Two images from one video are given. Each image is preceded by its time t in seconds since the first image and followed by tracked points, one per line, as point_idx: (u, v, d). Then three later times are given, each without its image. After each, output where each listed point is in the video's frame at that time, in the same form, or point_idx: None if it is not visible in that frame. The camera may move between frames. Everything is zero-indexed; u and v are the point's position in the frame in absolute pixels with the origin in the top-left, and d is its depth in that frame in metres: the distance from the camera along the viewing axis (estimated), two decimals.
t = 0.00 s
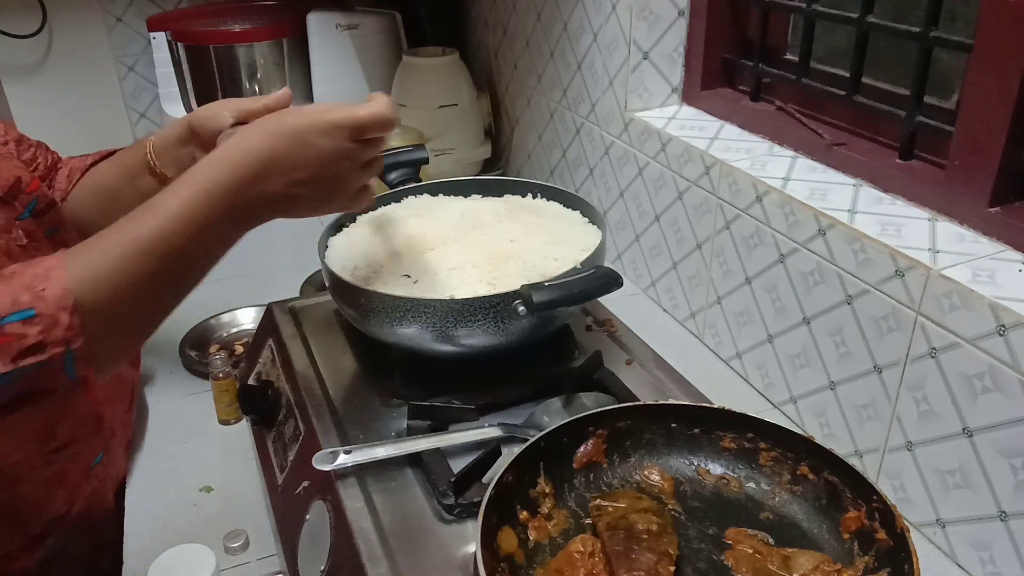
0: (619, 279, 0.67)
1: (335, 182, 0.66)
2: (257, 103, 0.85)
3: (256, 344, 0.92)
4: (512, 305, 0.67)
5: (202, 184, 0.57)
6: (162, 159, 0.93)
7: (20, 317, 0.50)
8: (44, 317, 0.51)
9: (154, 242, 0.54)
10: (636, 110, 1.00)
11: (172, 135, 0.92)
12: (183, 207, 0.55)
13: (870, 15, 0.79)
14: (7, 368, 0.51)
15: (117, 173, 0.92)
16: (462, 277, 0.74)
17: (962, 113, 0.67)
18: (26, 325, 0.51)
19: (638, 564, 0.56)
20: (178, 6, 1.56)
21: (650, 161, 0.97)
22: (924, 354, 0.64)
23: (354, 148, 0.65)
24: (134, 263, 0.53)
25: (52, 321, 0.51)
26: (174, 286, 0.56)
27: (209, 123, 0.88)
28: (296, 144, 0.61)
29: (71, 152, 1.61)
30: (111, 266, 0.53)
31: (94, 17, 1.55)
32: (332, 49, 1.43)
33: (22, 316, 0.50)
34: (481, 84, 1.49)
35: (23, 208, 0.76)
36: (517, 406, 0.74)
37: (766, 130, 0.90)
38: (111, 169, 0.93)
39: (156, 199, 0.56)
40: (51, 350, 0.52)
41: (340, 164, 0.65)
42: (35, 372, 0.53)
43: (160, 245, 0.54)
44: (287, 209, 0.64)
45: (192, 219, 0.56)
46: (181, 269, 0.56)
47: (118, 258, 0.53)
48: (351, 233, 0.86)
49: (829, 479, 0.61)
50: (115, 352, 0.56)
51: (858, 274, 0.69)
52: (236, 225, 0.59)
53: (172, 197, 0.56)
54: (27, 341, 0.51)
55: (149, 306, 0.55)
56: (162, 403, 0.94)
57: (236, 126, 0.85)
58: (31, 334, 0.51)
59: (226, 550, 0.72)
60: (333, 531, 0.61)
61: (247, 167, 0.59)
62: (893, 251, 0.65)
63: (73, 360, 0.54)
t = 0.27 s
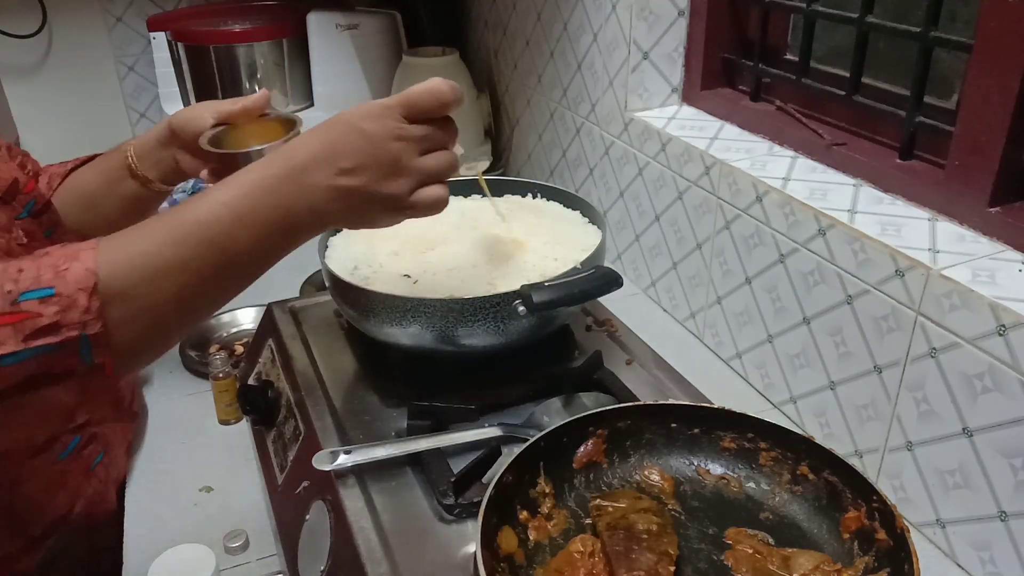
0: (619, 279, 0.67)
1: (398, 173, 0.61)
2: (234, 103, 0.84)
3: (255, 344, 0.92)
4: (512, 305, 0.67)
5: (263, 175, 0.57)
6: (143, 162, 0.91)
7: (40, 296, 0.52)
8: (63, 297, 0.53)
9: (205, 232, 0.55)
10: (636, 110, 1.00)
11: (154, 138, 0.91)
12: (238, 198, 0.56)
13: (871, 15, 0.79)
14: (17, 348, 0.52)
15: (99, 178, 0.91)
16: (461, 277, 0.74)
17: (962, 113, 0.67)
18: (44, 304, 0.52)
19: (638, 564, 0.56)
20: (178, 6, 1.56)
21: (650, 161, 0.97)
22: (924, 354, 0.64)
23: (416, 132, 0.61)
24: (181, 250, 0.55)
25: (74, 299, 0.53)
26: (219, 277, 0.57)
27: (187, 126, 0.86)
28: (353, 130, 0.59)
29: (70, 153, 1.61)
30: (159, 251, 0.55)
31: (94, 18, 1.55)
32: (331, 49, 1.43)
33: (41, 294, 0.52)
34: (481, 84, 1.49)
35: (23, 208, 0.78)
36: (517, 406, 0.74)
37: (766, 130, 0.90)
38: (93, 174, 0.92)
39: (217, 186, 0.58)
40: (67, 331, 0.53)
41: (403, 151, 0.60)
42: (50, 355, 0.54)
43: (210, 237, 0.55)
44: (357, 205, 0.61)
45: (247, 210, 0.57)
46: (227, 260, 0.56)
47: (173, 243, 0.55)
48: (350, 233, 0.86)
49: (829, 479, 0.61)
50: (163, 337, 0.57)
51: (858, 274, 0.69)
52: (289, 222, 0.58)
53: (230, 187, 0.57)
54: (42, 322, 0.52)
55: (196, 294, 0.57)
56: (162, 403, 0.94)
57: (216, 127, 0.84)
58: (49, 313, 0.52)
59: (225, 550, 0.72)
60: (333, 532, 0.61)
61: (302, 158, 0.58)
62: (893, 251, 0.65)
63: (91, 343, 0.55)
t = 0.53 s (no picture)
0: (619, 279, 0.67)
1: (308, 156, 0.60)
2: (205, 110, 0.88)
3: (255, 344, 0.92)
4: (511, 305, 0.67)
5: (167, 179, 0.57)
6: (113, 166, 0.93)
7: None
8: None
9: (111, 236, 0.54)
10: (636, 110, 1.00)
11: (123, 143, 0.93)
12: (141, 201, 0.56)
13: (871, 15, 0.78)
14: None
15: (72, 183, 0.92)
16: (462, 277, 0.74)
17: (962, 113, 0.67)
18: None
19: (638, 564, 0.56)
20: (178, 6, 1.56)
21: (650, 161, 0.97)
22: (924, 354, 0.64)
23: (326, 118, 0.61)
24: (85, 263, 0.54)
25: None
26: (130, 284, 0.56)
27: (155, 131, 0.89)
28: (260, 122, 0.59)
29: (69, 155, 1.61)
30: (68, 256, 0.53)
31: (94, 18, 1.56)
32: (331, 49, 1.43)
33: None
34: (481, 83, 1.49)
35: (17, 204, 0.77)
36: (517, 406, 0.74)
37: (766, 130, 0.90)
38: (63, 180, 0.92)
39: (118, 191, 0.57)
40: None
41: (311, 133, 0.60)
42: None
43: (112, 238, 0.54)
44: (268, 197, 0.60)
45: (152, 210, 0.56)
46: (135, 267, 0.55)
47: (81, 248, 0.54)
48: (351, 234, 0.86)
49: (829, 479, 0.61)
50: (83, 358, 0.56)
51: (858, 274, 0.69)
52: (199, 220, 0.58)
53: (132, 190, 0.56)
54: None
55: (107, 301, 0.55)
56: (162, 403, 0.94)
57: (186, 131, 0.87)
58: None
59: (226, 550, 0.72)
60: (333, 532, 0.61)
61: (205, 156, 0.58)
62: (893, 251, 0.65)
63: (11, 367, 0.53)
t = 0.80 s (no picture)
0: (619, 279, 0.67)
1: (301, 109, 0.61)
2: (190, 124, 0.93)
3: (255, 344, 0.92)
4: (512, 305, 0.67)
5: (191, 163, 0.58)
6: (94, 171, 0.93)
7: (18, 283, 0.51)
8: (37, 280, 0.52)
9: (157, 218, 0.56)
10: (636, 110, 1.00)
11: (105, 149, 0.94)
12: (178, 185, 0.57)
13: (870, 15, 0.79)
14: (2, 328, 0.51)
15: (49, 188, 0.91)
16: (461, 277, 0.74)
17: (962, 113, 0.67)
18: (20, 288, 0.51)
19: (637, 564, 0.56)
20: (178, 6, 1.56)
21: (650, 161, 0.97)
22: (924, 354, 0.64)
23: (312, 76, 0.63)
24: (136, 236, 0.55)
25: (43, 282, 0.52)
26: (173, 263, 0.57)
27: (137, 140, 0.92)
28: (270, 99, 0.61)
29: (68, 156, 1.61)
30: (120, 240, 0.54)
31: (93, 17, 1.55)
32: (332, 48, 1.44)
33: (15, 280, 0.51)
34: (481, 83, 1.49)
35: (6, 199, 0.76)
36: (517, 406, 0.74)
37: (766, 130, 0.90)
38: (41, 185, 0.92)
39: (148, 176, 0.57)
40: (46, 312, 0.53)
41: (301, 93, 0.62)
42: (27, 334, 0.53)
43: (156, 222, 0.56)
44: (285, 168, 0.62)
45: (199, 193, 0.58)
46: (177, 235, 0.57)
47: (132, 232, 0.55)
48: (350, 233, 0.86)
49: (829, 479, 0.61)
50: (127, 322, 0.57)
51: (858, 274, 0.69)
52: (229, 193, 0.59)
53: (166, 174, 0.57)
54: (22, 304, 0.51)
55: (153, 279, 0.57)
56: (161, 403, 0.94)
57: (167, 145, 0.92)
58: (26, 296, 0.52)
59: (225, 550, 0.72)
60: (333, 532, 0.61)
61: (230, 150, 0.59)
62: (893, 251, 0.65)
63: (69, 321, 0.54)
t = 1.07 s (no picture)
0: (619, 279, 0.67)
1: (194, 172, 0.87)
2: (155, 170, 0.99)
3: (255, 344, 0.92)
4: (512, 305, 0.67)
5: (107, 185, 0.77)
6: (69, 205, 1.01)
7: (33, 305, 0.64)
8: (50, 301, 0.66)
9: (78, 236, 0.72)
10: (636, 110, 1.00)
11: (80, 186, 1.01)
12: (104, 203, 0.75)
13: (870, 15, 0.78)
14: (33, 340, 0.64)
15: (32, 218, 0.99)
16: (462, 277, 0.74)
17: (962, 114, 0.67)
18: (41, 307, 0.65)
19: (637, 564, 0.56)
20: (178, 7, 1.56)
21: (650, 161, 0.97)
22: (924, 354, 0.64)
23: (196, 148, 0.88)
24: (77, 267, 0.71)
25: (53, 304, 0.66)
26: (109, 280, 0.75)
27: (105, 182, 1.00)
28: (147, 153, 0.80)
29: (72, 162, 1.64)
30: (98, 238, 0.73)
31: (93, 17, 1.56)
32: (333, 48, 1.44)
33: (37, 300, 0.65)
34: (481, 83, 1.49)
35: (5, 190, 0.80)
36: (517, 406, 0.74)
37: (766, 130, 0.90)
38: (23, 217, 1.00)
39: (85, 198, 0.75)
40: (58, 327, 0.66)
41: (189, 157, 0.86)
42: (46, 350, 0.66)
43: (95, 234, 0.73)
44: (156, 206, 0.80)
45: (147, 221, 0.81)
46: (105, 266, 0.74)
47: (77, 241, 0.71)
48: (350, 234, 0.86)
49: (829, 479, 0.61)
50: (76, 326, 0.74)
51: (858, 274, 0.69)
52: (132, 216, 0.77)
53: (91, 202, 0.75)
54: (45, 318, 0.65)
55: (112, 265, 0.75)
56: (161, 403, 0.94)
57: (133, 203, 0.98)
58: (45, 313, 0.65)
59: (225, 550, 0.72)
60: (333, 532, 0.61)
61: (125, 173, 0.78)
62: (893, 251, 0.65)
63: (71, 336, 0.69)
